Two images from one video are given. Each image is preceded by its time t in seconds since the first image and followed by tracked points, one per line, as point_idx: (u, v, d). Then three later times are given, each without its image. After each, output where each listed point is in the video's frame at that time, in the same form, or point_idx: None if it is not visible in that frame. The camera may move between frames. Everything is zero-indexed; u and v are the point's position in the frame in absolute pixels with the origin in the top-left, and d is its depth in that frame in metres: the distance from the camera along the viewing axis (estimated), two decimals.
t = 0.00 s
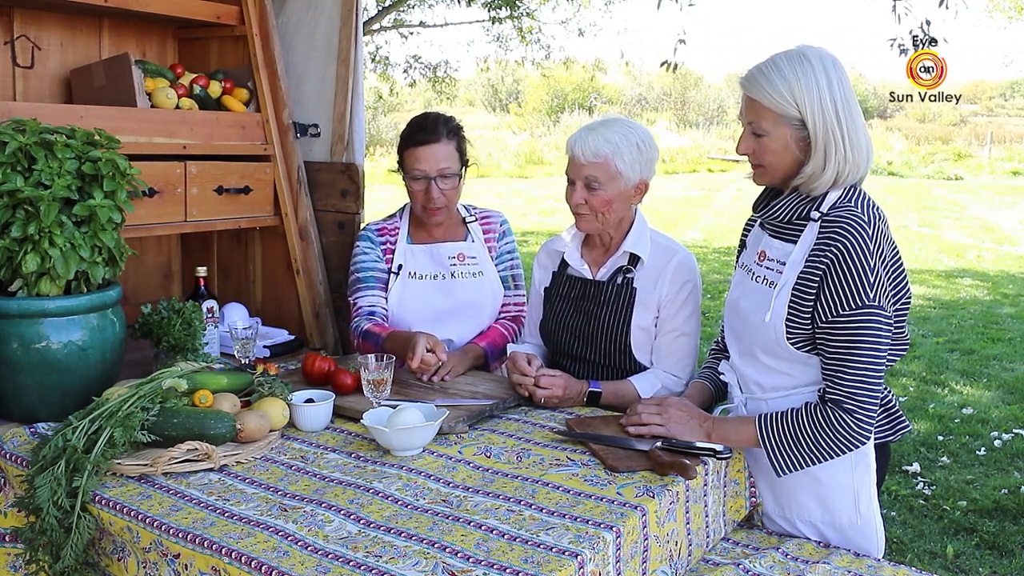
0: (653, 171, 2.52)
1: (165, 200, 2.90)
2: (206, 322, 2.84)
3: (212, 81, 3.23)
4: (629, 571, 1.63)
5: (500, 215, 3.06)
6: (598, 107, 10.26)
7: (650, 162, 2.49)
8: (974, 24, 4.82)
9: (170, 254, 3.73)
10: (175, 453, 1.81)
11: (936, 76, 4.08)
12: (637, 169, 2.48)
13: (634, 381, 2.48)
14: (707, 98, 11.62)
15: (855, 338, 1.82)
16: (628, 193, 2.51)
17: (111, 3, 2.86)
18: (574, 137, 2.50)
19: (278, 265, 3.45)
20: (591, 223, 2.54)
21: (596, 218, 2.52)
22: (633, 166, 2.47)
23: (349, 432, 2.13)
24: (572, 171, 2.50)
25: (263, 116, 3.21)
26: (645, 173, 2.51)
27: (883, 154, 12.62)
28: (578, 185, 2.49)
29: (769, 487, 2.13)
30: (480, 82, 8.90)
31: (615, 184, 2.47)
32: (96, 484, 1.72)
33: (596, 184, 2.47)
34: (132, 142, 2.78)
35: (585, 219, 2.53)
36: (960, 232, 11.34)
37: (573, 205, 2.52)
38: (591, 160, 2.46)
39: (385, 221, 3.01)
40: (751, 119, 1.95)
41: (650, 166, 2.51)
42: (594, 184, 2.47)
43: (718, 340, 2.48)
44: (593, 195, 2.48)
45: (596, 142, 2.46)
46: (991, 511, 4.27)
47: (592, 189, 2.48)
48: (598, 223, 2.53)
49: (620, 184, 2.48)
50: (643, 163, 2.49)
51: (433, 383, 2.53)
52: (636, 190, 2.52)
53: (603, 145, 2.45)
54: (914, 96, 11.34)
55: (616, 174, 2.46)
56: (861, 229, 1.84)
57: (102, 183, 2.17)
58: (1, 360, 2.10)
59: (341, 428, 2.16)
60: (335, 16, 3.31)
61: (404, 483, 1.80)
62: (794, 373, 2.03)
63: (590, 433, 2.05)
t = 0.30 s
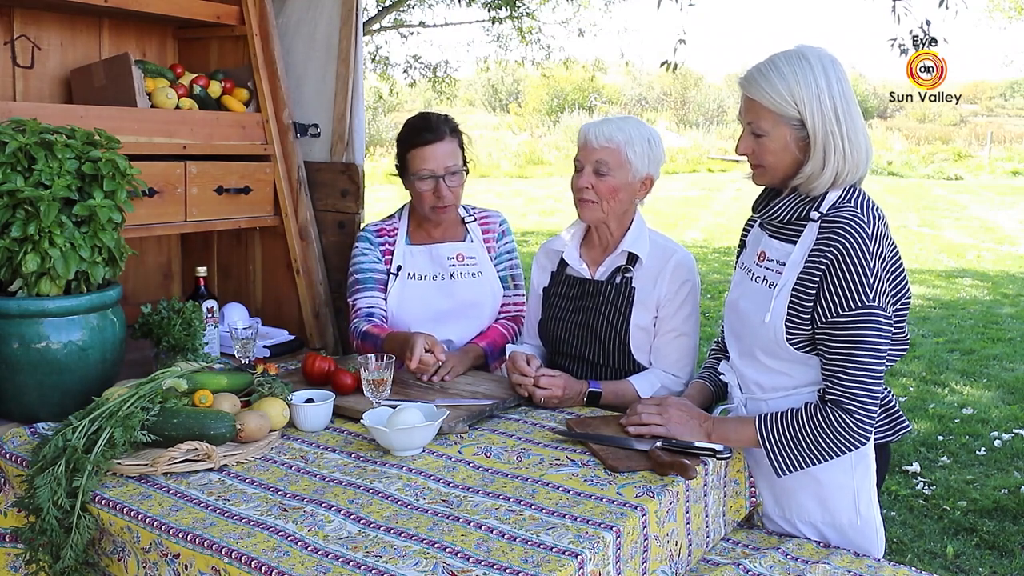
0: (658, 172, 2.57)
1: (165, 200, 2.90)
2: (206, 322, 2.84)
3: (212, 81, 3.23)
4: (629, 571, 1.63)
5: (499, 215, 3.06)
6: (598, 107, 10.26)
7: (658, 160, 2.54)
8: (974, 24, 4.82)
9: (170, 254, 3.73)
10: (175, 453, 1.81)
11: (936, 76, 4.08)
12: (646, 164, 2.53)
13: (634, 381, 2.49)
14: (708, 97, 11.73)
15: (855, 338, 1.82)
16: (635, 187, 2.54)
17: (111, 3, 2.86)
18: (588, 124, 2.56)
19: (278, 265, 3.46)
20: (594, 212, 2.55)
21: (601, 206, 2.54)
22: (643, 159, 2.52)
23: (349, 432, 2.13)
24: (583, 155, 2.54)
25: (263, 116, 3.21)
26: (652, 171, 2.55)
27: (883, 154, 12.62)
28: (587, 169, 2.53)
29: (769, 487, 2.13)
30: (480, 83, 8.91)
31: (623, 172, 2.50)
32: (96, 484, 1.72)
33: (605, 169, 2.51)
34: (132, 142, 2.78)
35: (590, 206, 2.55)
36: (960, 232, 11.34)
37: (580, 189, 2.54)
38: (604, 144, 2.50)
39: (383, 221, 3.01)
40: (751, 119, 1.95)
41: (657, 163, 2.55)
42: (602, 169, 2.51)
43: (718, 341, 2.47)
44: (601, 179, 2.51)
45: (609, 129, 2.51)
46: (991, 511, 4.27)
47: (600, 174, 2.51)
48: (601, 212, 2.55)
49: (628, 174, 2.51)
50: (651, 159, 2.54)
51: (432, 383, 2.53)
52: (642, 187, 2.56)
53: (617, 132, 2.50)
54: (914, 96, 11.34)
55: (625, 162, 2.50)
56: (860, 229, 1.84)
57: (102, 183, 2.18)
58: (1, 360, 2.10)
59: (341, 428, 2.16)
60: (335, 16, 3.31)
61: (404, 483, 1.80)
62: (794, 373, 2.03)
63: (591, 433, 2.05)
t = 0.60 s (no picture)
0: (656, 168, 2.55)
1: (165, 200, 2.90)
2: (206, 322, 2.84)
3: (212, 81, 3.23)
4: (629, 571, 1.63)
5: (498, 215, 3.06)
6: (598, 107, 10.27)
7: (654, 160, 2.52)
8: (974, 24, 4.82)
9: (170, 253, 3.73)
10: (175, 453, 1.81)
11: (935, 76, 4.08)
12: (642, 167, 2.50)
13: (635, 380, 2.48)
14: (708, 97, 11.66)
15: (855, 338, 1.82)
16: (634, 191, 2.54)
17: (111, 3, 2.86)
18: (578, 136, 2.53)
19: (278, 265, 3.45)
20: (598, 223, 2.55)
21: (604, 217, 2.54)
22: (638, 164, 2.49)
23: (349, 432, 2.13)
24: (578, 170, 2.52)
25: (263, 116, 3.21)
26: (649, 171, 2.53)
27: (883, 154, 12.62)
28: (584, 183, 2.52)
29: (769, 487, 2.13)
30: (480, 82, 8.91)
31: (620, 181, 2.49)
32: (96, 484, 1.72)
33: (602, 182, 2.50)
34: (132, 142, 2.78)
35: (593, 218, 2.55)
36: (960, 232, 11.34)
37: (580, 204, 2.54)
38: (597, 158, 2.48)
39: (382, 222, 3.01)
40: (750, 119, 1.95)
41: (654, 162, 2.53)
42: (599, 182, 2.50)
43: (718, 340, 2.48)
44: (599, 193, 2.50)
45: (600, 140, 2.49)
46: (991, 511, 4.27)
47: (598, 187, 2.50)
48: (605, 223, 2.55)
49: (625, 182, 2.50)
50: (647, 160, 2.51)
51: (432, 383, 2.52)
52: (642, 188, 2.55)
53: (608, 143, 2.48)
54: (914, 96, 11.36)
55: (621, 171, 2.48)
56: (861, 230, 1.84)
57: (102, 182, 2.17)
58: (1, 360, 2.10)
59: (341, 428, 2.16)
60: (335, 16, 3.31)
61: (404, 483, 1.80)
62: (794, 373, 2.03)
63: (590, 433, 2.05)
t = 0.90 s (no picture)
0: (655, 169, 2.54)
1: (165, 200, 2.90)
2: (206, 322, 2.84)
3: (212, 81, 3.23)
4: (629, 571, 1.63)
5: (498, 215, 3.06)
6: (598, 107, 10.26)
7: (652, 161, 2.51)
8: (974, 24, 4.82)
9: (170, 253, 3.73)
10: (175, 453, 1.81)
11: (935, 76, 4.08)
12: (641, 170, 2.50)
13: (635, 378, 2.49)
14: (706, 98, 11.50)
15: (856, 338, 1.82)
16: (635, 193, 2.53)
17: (111, 3, 2.85)
18: (575, 145, 2.53)
19: (278, 265, 3.46)
20: (602, 227, 2.55)
21: (607, 222, 2.54)
22: (636, 167, 2.49)
23: (349, 432, 2.13)
24: (577, 178, 2.52)
25: (263, 116, 3.21)
26: (649, 173, 2.53)
27: (883, 154, 12.62)
28: (584, 191, 2.52)
29: (769, 487, 2.13)
30: (479, 83, 8.91)
31: (620, 186, 2.49)
32: (96, 484, 1.72)
33: (602, 189, 2.50)
34: (132, 142, 2.78)
35: (597, 224, 2.55)
36: (960, 232, 11.33)
37: (582, 212, 2.54)
38: (595, 166, 2.48)
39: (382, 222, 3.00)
40: (751, 118, 1.95)
41: (653, 163, 2.52)
42: (600, 190, 2.50)
43: (718, 340, 2.48)
44: (600, 200, 2.50)
45: (597, 147, 2.48)
46: (991, 511, 4.27)
47: (598, 194, 2.50)
48: (608, 228, 2.55)
49: (625, 186, 2.50)
50: (646, 162, 2.50)
51: (433, 383, 2.52)
52: (642, 190, 2.54)
53: (604, 150, 2.47)
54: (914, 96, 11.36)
55: (620, 176, 2.48)
56: (861, 230, 1.84)
57: (102, 183, 2.17)
58: (1, 360, 2.10)
59: (341, 428, 2.16)
60: (335, 16, 3.31)
61: (404, 483, 1.80)
62: (794, 373, 2.03)
63: (591, 433, 2.05)
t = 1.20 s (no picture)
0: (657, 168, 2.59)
1: (165, 200, 2.90)
2: (206, 322, 2.84)
3: (212, 81, 3.23)
4: (629, 571, 1.63)
5: (504, 216, 3.06)
6: (597, 107, 10.26)
7: (656, 158, 2.55)
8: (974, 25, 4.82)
9: (170, 253, 3.72)
10: (175, 453, 1.81)
11: (935, 76, 4.08)
12: (646, 162, 2.53)
13: (635, 378, 2.49)
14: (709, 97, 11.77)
15: (856, 338, 1.82)
16: (636, 186, 2.55)
17: (111, 3, 2.85)
18: (584, 127, 2.56)
19: (278, 265, 3.46)
20: (600, 215, 2.55)
21: (605, 208, 2.54)
22: (642, 159, 2.52)
23: (349, 432, 2.13)
24: (583, 159, 2.54)
25: (263, 116, 3.21)
26: (651, 169, 2.56)
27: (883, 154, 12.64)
28: (589, 171, 2.52)
29: (769, 487, 2.13)
30: (479, 83, 8.91)
31: (624, 172, 2.51)
32: (96, 484, 1.72)
33: (605, 171, 2.50)
34: (132, 142, 2.78)
35: (593, 209, 2.55)
36: (960, 232, 11.33)
37: (582, 193, 2.54)
38: (603, 146, 2.50)
39: (389, 217, 3.03)
40: (752, 118, 1.95)
41: (655, 161, 2.57)
42: (603, 171, 2.51)
43: (718, 340, 2.48)
44: (602, 182, 2.51)
45: (608, 130, 2.51)
46: (991, 511, 4.27)
47: (601, 176, 2.51)
48: (605, 215, 2.55)
49: (629, 174, 2.52)
50: (650, 158, 2.55)
51: (433, 383, 2.52)
52: (643, 185, 2.57)
53: (615, 133, 2.50)
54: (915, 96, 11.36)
55: (625, 162, 2.50)
56: (861, 230, 1.84)
57: (102, 183, 2.17)
58: (2, 360, 2.10)
59: (341, 428, 2.16)
60: (335, 16, 3.31)
61: (404, 483, 1.80)
62: (795, 373, 2.03)
63: (591, 433, 2.05)
